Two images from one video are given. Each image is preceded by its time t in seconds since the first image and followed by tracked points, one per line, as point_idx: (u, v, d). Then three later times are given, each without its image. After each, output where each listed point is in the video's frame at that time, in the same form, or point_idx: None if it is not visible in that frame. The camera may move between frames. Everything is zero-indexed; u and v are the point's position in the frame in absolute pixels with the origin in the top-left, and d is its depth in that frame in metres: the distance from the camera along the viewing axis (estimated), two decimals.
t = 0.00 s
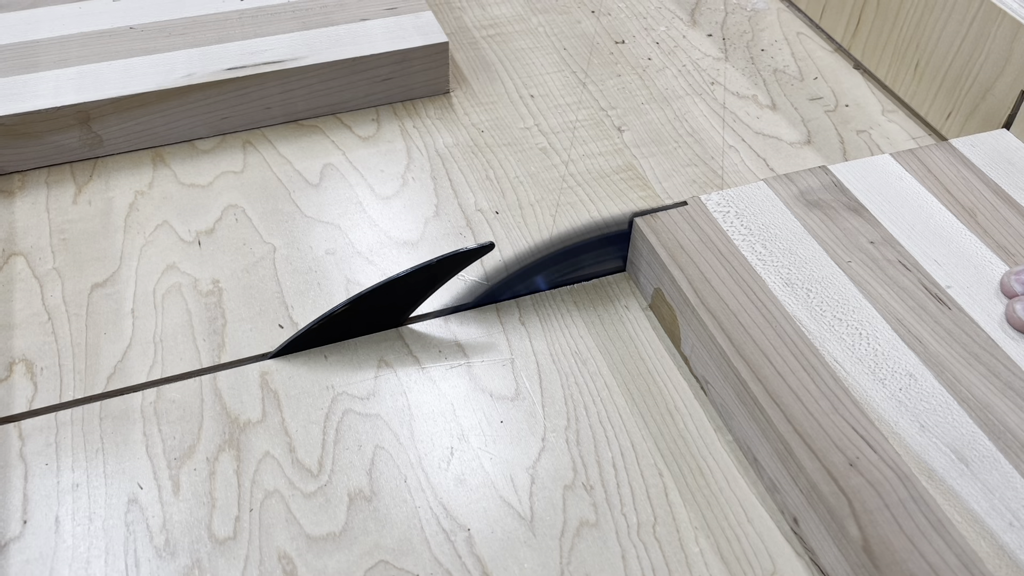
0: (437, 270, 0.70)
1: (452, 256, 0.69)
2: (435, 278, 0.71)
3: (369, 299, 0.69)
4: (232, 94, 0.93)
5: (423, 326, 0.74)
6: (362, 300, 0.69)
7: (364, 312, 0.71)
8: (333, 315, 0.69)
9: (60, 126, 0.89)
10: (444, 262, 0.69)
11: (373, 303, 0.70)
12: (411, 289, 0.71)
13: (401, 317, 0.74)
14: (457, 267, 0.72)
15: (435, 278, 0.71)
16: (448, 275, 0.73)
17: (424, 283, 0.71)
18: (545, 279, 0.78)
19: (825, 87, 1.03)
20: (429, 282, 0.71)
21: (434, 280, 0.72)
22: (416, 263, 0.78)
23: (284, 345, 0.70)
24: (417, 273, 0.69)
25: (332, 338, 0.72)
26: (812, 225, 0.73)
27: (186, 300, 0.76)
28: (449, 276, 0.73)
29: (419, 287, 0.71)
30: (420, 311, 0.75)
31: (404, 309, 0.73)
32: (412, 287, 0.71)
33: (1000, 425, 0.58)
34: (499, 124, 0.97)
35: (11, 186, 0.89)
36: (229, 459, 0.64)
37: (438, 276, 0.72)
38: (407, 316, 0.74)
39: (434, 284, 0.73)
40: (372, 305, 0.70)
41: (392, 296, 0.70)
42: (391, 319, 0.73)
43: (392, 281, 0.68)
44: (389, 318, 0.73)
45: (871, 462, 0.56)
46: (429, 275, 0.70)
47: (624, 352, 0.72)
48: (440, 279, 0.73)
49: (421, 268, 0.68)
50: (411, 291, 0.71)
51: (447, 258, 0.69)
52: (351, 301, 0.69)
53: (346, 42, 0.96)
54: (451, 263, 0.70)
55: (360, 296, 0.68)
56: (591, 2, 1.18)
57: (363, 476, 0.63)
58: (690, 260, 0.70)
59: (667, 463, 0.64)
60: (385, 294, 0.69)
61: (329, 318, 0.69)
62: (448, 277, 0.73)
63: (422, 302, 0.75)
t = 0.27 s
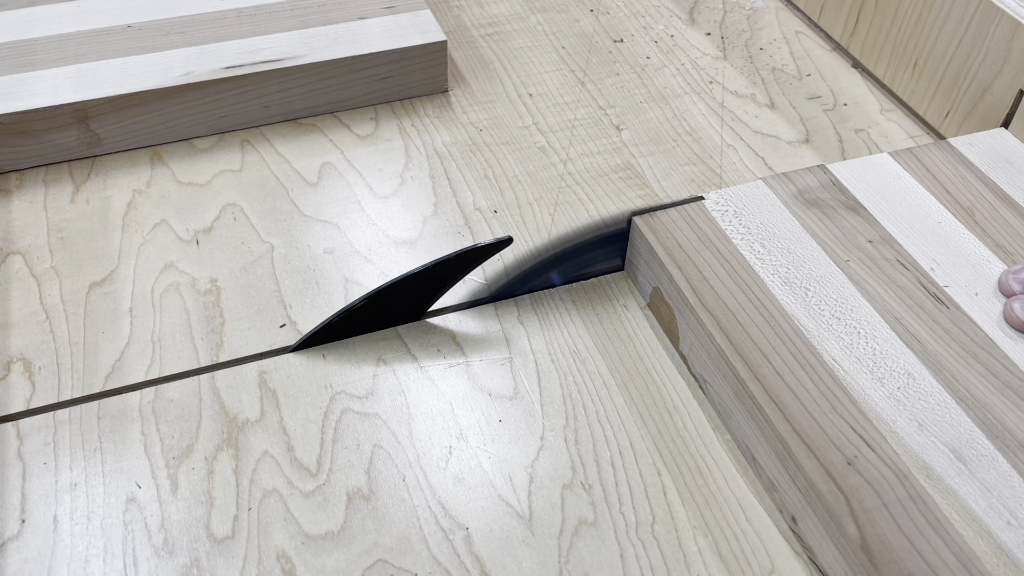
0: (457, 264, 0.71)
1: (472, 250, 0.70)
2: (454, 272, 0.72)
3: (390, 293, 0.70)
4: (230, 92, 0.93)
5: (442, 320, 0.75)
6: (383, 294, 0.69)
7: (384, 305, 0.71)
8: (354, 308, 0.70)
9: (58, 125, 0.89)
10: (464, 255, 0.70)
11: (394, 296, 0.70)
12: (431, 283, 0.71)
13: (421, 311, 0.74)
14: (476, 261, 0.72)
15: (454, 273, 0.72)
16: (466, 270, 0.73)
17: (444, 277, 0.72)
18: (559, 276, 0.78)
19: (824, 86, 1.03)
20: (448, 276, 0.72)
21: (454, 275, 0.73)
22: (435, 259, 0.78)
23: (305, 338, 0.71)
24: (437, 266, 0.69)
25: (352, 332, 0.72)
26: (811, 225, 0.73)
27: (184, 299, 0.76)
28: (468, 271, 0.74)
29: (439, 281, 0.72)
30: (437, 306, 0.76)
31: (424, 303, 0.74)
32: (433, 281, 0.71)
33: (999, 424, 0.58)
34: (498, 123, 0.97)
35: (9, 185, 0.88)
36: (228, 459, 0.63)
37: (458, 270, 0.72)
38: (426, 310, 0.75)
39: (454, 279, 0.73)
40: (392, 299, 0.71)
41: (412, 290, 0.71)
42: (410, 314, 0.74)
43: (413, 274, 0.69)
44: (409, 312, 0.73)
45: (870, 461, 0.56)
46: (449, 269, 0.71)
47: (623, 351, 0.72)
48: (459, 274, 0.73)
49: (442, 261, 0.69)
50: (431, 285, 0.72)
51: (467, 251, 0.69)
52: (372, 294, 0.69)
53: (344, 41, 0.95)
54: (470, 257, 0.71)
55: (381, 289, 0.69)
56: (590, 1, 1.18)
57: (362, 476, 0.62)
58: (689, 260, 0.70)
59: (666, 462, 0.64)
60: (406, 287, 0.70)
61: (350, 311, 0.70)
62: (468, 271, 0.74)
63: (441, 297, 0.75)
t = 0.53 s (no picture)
0: (480, 260, 0.71)
1: (494, 246, 0.69)
2: (477, 267, 0.72)
3: (414, 288, 0.70)
4: (231, 93, 0.93)
5: (465, 317, 0.75)
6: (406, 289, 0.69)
7: (408, 300, 0.71)
8: (378, 303, 0.70)
9: (59, 126, 0.89)
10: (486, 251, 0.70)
11: (417, 292, 0.71)
12: (454, 278, 0.71)
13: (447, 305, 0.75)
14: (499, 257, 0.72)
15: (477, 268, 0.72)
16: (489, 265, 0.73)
17: (466, 272, 0.72)
18: (580, 272, 0.78)
19: (824, 86, 1.03)
20: (471, 271, 0.72)
21: (477, 270, 0.73)
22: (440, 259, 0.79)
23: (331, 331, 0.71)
24: (460, 262, 0.69)
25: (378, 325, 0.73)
26: (812, 225, 0.73)
27: (184, 300, 0.76)
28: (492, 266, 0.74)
29: (462, 276, 0.72)
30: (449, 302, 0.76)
31: (447, 298, 0.74)
32: (455, 276, 0.71)
33: (999, 425, 0.58)
34: (498, 123, 0.97)
35: (9, 186, 0.88)
36: (228, 459, 0.63)
37: (480, 266, 0.72)
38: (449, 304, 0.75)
39: (477, 274, 0.73)
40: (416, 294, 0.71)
41: (435, 285, 0.71)
42: (434, 308, 0.74)
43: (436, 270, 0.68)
44: (432, 306, 0.74)
45: (870, 462, 0.56)
46: (472, 265, 0.71)
47: (624, 351, 0.72)
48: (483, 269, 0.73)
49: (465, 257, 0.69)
50: (454, 281, 0.72)
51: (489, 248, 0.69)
52: (395, 288, 0.69)
53: (344, 41, 0.95)
54: (493, 253, 0.71)
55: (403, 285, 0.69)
56: (590, 1, 1.18)
57: (362, 476, 0.62)
58: (689, 260, 0.70)
59: (667, 462, 0.64)
60: (429, 283, 0.70)
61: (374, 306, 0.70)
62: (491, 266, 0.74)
63: (464, 291, 0.75)
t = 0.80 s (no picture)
0: (501, 256, 0.71)
1: (516, 242, 0.69)
2: (499, 262, 0.72)
3: (436, 284, 0.70)
4: (232, 94, 0.93)
5: (486, 312, 0.75)
6: (429, 285, 0.70)
7: (431, 295, 0.72)
8: (401, 298, 0.70)
9: (60, 126, 0.89)
10: (507, 247, 0.70)
11: (440, 288, 0.71)
12: (476, 274, 0.71)
13: (461, 304, 0.75)
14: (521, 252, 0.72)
15: (499, 264, 0.72)
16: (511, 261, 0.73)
17: (488, 268, 0.72)
18: (596, 269, 0.79)
19: (825, 87, 1.03)
20: (493, 267, 0.72)
21: (499, 265, 0.73)
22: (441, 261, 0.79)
23: (357, 325, 0.72)
24: (482, 258, 0.69)
25: (401, 320, 0.73)
26: (813, 226, 0.73)
27: (185, 300, 0.76)
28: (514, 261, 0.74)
29: (484, 272, 0.72)
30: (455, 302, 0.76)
31: (470, 294, 0.74)
32: (478, 272, 0.71)
33: (1001, 426, 0.58)
34: (499, 124, 0.97)
35: (11, 186, 0.88)
36: (229, 460, 0.64)
37: (502, 262, 0.72)
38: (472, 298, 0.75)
39: (500, 269, 0.74)
40: (439, 289, 0.71)
41: (458, 281, 0.71)
42: (461, 301, 0.74)
43: (459, 266, 0.69)
44: (455, 301, 0.74)
45: (871, 462, 0.56)
46: (494, 260, 0.71)
47: (624, 352, 0.72)
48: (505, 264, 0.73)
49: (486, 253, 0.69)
50: (476, 276, 0.72)
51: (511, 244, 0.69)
52: (417, 285, 0.69)
53: (345, 42, 0.95)
54: (515, 249, 0.71)
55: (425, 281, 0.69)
56: (591, 2, 1.18)
57: (363, 477, 0.62)
58: (690, 260, 0.70)
59: (667, 463, 0.64)
60: (451, 279, 0.70)
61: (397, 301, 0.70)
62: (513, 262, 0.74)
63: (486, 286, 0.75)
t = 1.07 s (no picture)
0: (520, 251, 0.70)
1: (534, 238, 0.69)
2: (517, 258, 0.71)
3: (454, 280, 0.70)
4: (231, 93, 0.93)
5: (494, 310, 0.75)
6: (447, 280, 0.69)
7: (449, 290, 0.71)
8: (419, 293, 0.70)
9: (59, 126, 0.89)
10: (525, 243, 0.69)
11: (458, 283, 0.71)
12: (494, 269, 0.71)
13: (477, 300, 0.75)
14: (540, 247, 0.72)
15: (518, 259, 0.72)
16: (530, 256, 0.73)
17: (506, 264, 0.71)
18: (610, 265, 0.79)
19: (824, 86, 1.03)
20: (511, 262, 0.72)
21: (518, 260, 0.72)
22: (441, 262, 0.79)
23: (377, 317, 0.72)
24: (500, 254, 0.69)
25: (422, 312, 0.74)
26: (812, 225, 0.73)
27: (185, 300, 0.76)
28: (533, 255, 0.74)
29: (502, 267, 0.71)
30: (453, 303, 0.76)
31: (489, 287, 0.74)
32: (496, 267, 0.71)
33: (1000, 426, 0.58)
34: (498, 123, 0.97)
35: (10, 186, 0.88)
36: (229, 460, 0.63)
37: (520, 257, 0.72)
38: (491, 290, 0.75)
39: (516, 264, 0.73)
40: (457, 284, 0.71)
41: (476, 277, 0.71)
42: (474, 297, 0.74)
43: (476, 263, 0.68)
44: (475, 294, 0.74)
45: (871, 462, 0.56)
46: (512, 256, 0.70)
47: (624, 352, 0.72)
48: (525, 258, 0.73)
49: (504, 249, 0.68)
50: (492, 272, 0.71)
51: (529, 240, 0.68)
52: (434, 281, 0.69)
53: (345, 42, 0.95)
54: (532, 245, 0.70)
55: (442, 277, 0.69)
56: (591, 2, 1.18)
57: (362, 477, 0.62)
58: (690, 260, 0.70)
59: (667, 462, 0.64)
60: (469, 275, 0.70)
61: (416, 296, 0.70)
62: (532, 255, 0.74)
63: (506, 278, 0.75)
